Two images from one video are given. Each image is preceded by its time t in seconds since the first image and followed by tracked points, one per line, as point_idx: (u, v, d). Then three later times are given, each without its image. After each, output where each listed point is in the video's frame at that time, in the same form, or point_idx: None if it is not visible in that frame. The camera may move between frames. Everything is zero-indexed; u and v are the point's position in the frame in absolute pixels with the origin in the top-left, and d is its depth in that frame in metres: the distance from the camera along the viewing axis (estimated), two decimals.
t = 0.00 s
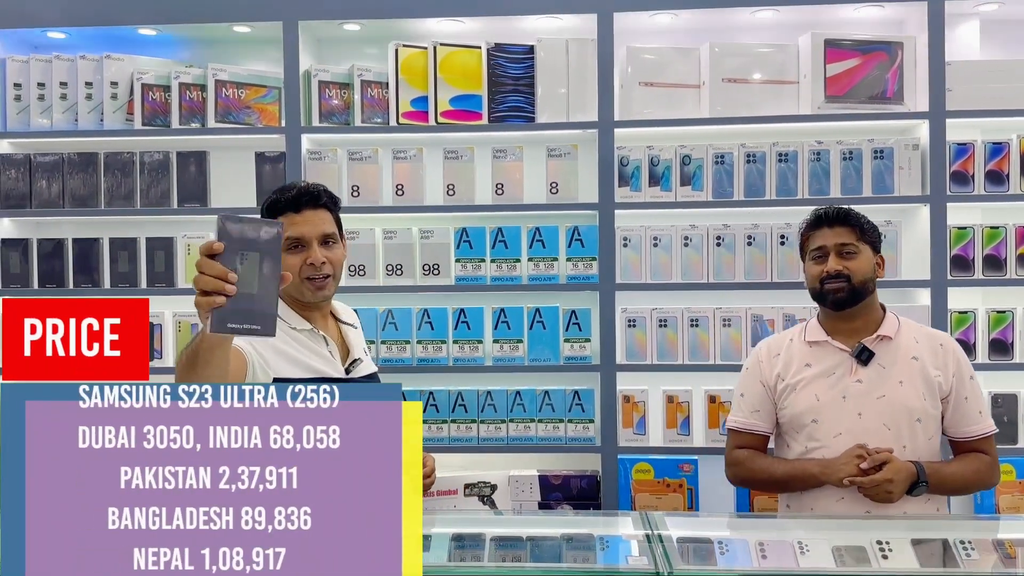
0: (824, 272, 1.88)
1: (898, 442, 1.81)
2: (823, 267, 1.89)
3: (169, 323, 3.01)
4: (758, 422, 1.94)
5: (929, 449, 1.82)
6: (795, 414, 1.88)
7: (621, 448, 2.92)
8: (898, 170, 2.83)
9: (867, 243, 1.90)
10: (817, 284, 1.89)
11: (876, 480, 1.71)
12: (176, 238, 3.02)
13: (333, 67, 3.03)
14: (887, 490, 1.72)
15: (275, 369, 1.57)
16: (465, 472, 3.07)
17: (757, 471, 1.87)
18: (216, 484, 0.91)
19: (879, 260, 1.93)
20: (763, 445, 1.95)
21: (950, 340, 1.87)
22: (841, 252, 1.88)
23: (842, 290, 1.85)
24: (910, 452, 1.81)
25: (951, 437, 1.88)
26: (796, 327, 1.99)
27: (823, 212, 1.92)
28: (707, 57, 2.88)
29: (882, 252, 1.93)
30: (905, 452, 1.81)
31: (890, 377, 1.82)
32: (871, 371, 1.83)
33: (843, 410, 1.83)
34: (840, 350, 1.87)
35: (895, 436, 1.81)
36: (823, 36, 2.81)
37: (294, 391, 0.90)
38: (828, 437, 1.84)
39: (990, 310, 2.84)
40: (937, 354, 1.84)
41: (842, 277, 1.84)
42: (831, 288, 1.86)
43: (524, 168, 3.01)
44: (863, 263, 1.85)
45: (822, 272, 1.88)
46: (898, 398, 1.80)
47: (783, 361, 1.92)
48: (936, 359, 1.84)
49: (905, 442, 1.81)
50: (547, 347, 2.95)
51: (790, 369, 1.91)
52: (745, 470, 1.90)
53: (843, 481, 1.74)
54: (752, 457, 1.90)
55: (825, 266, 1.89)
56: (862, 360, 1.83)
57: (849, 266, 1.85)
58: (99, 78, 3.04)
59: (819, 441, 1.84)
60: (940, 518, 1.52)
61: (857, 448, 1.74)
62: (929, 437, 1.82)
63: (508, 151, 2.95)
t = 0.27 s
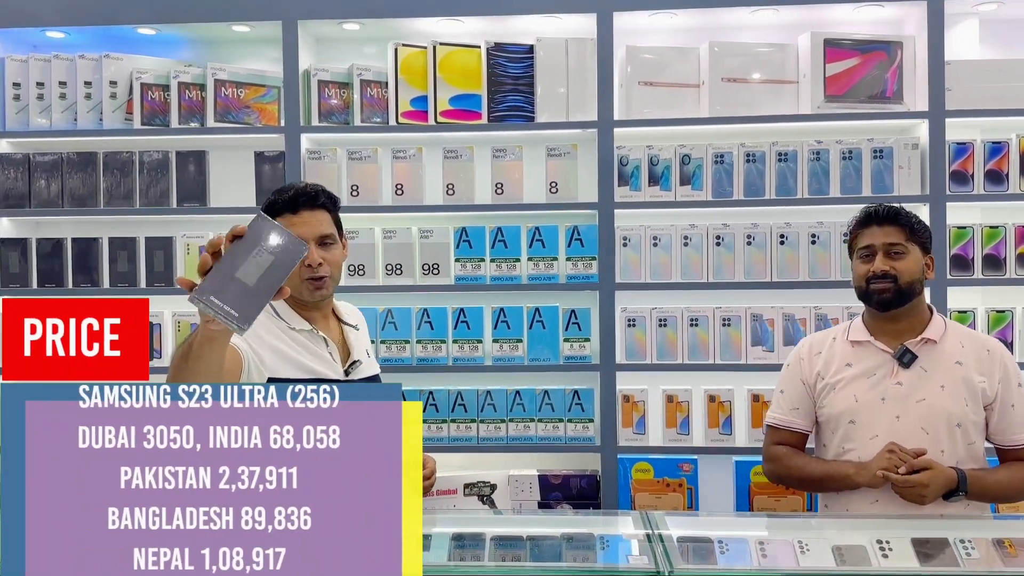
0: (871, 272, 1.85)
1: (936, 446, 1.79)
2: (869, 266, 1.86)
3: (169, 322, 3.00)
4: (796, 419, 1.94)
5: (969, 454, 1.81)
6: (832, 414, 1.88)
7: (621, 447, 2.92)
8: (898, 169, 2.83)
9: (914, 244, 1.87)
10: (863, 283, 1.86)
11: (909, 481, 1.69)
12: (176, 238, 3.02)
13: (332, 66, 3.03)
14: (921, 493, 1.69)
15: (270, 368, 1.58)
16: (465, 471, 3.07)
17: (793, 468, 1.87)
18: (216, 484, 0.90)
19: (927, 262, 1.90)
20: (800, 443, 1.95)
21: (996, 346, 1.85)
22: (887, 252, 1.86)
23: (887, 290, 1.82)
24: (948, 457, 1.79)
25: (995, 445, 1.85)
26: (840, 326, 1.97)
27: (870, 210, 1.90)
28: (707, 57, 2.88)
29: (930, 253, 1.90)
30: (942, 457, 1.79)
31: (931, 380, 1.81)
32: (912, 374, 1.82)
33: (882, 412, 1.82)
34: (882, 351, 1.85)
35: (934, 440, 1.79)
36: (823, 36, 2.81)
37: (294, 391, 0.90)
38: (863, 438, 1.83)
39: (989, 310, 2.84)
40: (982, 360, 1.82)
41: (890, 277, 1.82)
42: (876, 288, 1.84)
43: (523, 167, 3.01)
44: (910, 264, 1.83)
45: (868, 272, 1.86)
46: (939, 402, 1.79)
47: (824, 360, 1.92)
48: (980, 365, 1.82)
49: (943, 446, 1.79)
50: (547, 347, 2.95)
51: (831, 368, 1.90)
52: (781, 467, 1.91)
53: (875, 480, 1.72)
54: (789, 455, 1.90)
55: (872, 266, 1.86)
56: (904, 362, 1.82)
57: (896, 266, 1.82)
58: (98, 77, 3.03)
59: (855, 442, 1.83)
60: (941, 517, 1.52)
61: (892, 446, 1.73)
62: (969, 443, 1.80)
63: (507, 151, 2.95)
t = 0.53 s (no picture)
0: (895, 274, 1.86)
1: (953, 450, 1.78)
2: (895, 268, 1.87)
3: (168, 322, 3.00)
4: (821, 418, 1.98)
5: (990, 459, 1.78)
6: (853, 414, 1.90)
7: (620, 447, 2.92)
8: (897, 169, 2.83)
9: (942, 245, 1.86)
10: (888, 285, 1.87)
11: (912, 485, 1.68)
12: (174, 237, 3.02)
13: (331, 65, 3.03)
14: (926, 501, 1.66)
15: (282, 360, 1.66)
16: (464, 471, 3.07)
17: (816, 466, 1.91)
18: (216, 483, 0.90)
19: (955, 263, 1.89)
20: (829, 442, 1.98)
21: None
22: (914, 253, 1.85)
23: (912, 292, 1.82)
24: (965, 461, 1.78)
25: None
26: (869, 326, 1.99)
27: (896, 210, 1.89)
28: (706, 56, 2.88)
29: (958, 255, 1.89)
30: (958, 462, 1.78)
31: (952, 384, 1.80)
32: (933, 377, 1.82)
33: (900, 413, 1.83)
34: (905, 352, 1.86)
35: (951, 444, 1.78)
36: (821, 35, 2.81)
37: (294, 391, 0.90)
38: (881, 439, 1.84)
39: (988, 309, 2.84)
40: (1008, 365, 1.80)
41: (913, 279, 1.82)
42: (901, 289, 1.84)
43: (522, 167, 3.00)
44: (936, 266, 1.82)
45: (893, 273, 1.86)
46: (958, 406, 1.78)
47: (849, 360, 1.94)
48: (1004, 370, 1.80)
49: (960, 452, 1.78)
50: (546, 346, 2.95)
51: (854, 368, 1.92)
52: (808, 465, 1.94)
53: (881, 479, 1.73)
54: (815, 452, 1.94)
55: (897, 267, 1.86)
56: (925, 363, 1.82)
57: (921, 268, 1.82)
58: (97, 77, 3.03)
59: (873, 442, 1.85)
60: (941, 516, 1.52)
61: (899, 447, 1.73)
62: (990, 448, 1.78)
63: (506, 150, 2.95)
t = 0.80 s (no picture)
0: (902, 274, 1.85)
1: (955, 451, 1.77)
2: (902, 268, 1.86)
3: (166, 321, 2.99)
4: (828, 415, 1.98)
5: (992, 462, 1.77)
6: (858, 413, 1.90)
7: (620, 446, 2.92)
8: (896, 168, 2.83)
9: (951, 244, 1.84)
10: (896, 284, 1.86)
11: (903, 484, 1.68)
12: (173, 237, 3.01)
13: (330, 64, 3.02)
14: (916, 501, 1.67)
15: (307, 343, 1.70)
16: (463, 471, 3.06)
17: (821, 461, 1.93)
18: (216, 483, 0.94)
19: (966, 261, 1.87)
20: (835, 439, 1.99)
21: None
22: (921, 253, 1.83)
23: (918, 292, 1.81)
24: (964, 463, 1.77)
25: None
26: (878, 326, 1.98)
27: (906, 209, 1.87)
28: (705, 54, 2.87)
29: (969, 254, 1.87)
30: (958, 463, 1.77)
31: (957, 384, 1.79)
32: (938, 377, 1.81)
33: (902, 413, 1.82)
34: (912, 352, 1.85)
35: (952, 445, 1.78)
36: (820, 35, 2.81)
37: (294, 391, 0.95)
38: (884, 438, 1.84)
39: (987, 309, 2.85)
40: (1014, 366, 1.79)
41: (920, 279, 1.81)
42: (908, 289, 1.83)
43: (522, 167, 3.00)
44: (944, 265, 1.81)
45: (901, 273, 1.85)
46: (960, 407, 1.77)
47: (857, 358, 1.94)
48: (1010, 372, 1.78)
49: (961, 453, 1.77)
50: (546, 345, 2.95)
51: (861, 367, 1.92)
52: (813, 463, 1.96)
53: (876, 476, 1.74)
54: (819, 450, 1.95)
55: (904, 266, 1.85)
56: (930, 364, 1.81)
57: (929, 268, 1.80)
58: (95, 76, 3.02)
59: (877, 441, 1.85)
60: (941, 515, 1.52)
61: (894, 444, 1.73)
62: (993, 451, 1.77)
63: (505, 149, 2.94)
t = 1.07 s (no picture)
0: (890, 272, 1.84)
1: (944, 450, 1.77)
2: (890, 266, 1.85)
3: (165, 321, 2.99)
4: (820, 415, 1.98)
5: (983, 461, 1.76)
6: (849, 411, 1.90)
7: (620, 445, 2.91)
8: (896, 167, 2.83)
9: (940, 243, 1.82)
10: (884, 283, 1.85)
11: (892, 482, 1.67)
12: (171, 236, 3.00)
13: (329, 64, 3.02)
14: (905, 500, 1.66)
15: (325, 339, 1.72)
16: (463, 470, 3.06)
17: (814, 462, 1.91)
18: (216, 483, 0.93)
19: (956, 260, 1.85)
20: (828, 438, 1.99)
21: None
22: (910, 251, 1.82)
23: (906, 292, 1.80)
24: (955, 462, 1.76)
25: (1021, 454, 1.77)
26: (870, 325, 1.98)
27: (894, 208, 1.86)
28: (705, 53, 2.87)
29: (959, 251, 1.84)
30: (948, 463, 1.77)
31: (945, 383, 1.79)
32: (927, 376, 1.81)
33: (892, 412, 1.82)
34: (901, 351, 1.85)
35: (942, 444, 1.77)
36: (820, 34, 2.81)
37: (294, 391, 0.94)
38: (875, 437, 1.84)
39: (986, 308, 2.84)
40: (1004, 365, 1.77)
41: (907, 278, 1.79)
42: (895, 288, 1.82)
43: (521, 166, 3.00)
44: (932, 264, 1.79)
45: (888, 272, 1.84)
46: (948, 406, 1.77)
47: (849, 357, 1.94)
48: (999, 370, 1.77)
49: (951, 452, 1.77)
50: (546, 345, 2.94)
51: (852, 366, 1.92)
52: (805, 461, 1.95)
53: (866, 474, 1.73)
54: (812, 448, 1.94)
55: (892, 265, 1.84)
56: (919, 363, 1.81)
57: (916, 267, 1.79)
58: (94, 75, 3.01)
59: (868, 439, 1.85)
60: (942, 514, 1.51)
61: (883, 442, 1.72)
62: (983, 449, 1.76)
63: (505, 149, 2.94)
